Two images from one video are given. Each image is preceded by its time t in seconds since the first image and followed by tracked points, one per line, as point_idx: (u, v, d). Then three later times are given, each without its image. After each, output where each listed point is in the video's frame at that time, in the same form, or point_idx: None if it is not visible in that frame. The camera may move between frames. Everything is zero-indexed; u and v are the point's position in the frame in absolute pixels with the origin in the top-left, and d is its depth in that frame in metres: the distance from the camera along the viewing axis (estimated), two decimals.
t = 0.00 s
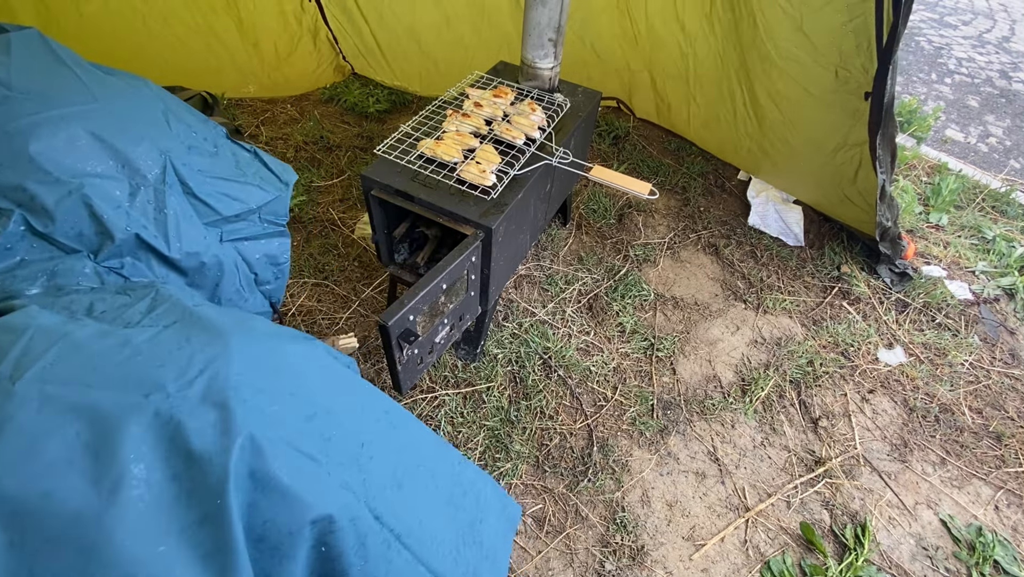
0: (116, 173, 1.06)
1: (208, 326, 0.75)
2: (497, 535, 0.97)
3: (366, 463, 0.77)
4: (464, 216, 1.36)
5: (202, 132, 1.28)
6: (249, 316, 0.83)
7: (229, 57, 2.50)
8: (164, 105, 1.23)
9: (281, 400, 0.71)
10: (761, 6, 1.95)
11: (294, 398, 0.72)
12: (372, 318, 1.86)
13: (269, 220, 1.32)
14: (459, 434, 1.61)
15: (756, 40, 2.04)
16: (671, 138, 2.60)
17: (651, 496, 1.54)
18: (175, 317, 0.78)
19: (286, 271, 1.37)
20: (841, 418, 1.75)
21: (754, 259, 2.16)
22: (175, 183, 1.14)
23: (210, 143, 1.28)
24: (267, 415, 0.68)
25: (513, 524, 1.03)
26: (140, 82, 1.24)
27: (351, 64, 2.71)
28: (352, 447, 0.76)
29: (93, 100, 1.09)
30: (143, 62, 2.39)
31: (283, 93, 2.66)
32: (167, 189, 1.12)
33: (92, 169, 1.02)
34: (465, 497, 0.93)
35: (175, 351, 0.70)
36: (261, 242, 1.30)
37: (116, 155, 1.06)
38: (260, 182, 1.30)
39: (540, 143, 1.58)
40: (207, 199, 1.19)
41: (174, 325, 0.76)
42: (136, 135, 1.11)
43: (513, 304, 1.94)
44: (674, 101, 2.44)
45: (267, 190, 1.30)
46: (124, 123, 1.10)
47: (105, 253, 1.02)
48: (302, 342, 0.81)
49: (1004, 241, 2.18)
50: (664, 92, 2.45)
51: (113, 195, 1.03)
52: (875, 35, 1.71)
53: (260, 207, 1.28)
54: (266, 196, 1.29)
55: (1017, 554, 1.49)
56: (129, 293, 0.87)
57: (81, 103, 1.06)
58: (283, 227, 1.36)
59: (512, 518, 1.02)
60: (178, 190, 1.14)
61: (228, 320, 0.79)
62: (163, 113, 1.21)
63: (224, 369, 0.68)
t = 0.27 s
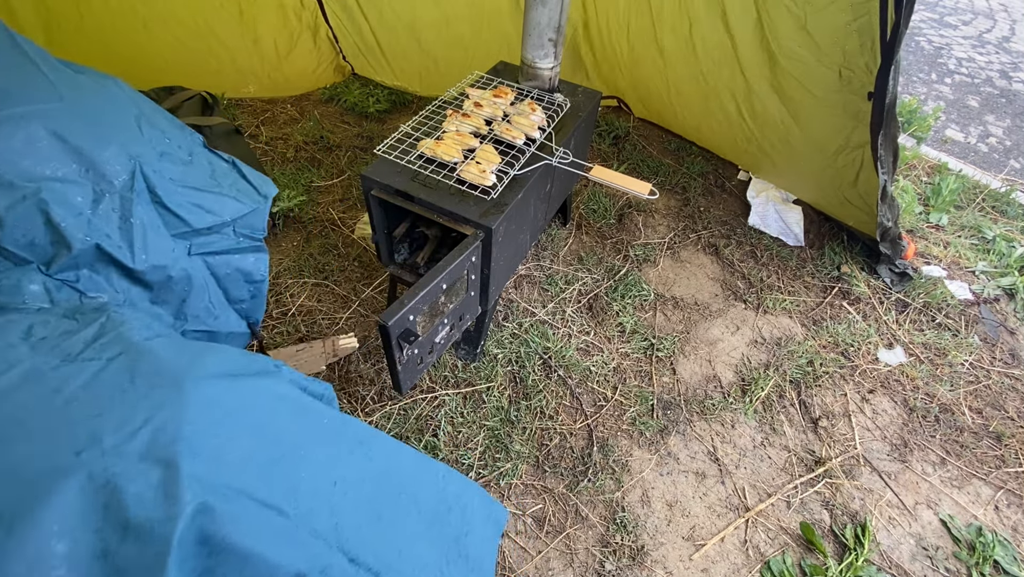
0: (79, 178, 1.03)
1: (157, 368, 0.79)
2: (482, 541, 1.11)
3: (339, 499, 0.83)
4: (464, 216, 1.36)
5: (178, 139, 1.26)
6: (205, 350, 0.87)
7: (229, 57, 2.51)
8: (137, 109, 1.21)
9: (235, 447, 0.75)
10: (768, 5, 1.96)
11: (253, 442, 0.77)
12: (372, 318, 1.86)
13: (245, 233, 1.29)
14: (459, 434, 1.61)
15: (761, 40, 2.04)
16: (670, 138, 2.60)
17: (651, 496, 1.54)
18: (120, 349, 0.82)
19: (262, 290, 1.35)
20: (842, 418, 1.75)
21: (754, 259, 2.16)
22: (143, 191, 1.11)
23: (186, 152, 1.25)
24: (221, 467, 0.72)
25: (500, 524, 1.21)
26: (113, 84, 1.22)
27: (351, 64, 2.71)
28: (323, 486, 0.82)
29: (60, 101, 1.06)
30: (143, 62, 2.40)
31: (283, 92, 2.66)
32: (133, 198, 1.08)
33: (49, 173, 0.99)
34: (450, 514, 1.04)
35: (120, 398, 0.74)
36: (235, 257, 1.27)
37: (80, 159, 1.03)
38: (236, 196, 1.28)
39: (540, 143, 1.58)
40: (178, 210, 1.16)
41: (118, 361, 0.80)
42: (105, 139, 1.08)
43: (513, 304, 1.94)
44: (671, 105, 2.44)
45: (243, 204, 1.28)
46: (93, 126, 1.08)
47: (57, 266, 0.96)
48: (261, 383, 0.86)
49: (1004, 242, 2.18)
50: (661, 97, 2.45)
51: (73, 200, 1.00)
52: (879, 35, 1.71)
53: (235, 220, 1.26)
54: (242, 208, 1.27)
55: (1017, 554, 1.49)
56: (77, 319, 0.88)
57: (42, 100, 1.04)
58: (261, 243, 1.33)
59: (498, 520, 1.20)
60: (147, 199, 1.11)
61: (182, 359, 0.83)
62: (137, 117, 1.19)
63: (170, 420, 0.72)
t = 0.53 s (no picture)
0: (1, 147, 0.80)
1: (80, 435, 0.64)
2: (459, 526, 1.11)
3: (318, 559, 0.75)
4: (464, 216, 1.36)
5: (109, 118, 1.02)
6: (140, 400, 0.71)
7: (228, 57, 2.50)
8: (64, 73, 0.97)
9: (187, 540, 0.64)
10: (765, 5, 1.94)
11: (211, 534, 0.66)
12: (372, 318, 1.86)
13: (181, 235, 1.05)
14: (459, 434, 1.61)
15: (759, 40, 2.03)
16: (670, 138, 2.60)
17: (651, 496, 1.54)
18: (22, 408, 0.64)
19: (197, 302, 1.10)
20: (841, 418, 1.75)
21: (754, 259, 2.16)
22: (82, 175, 0.90)
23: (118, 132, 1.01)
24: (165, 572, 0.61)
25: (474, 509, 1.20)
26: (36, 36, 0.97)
27: (351, 63, 2.71)
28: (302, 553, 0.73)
29: None
30: (143, 63, 2.44)
31: (283, 92, 2.66)
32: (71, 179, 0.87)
33: None
34: (431, 517, 1.01)
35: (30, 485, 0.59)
36: (168, 261, 1.03)
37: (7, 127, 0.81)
38: (176, 191, 1.05)
39: (540, 143, 1.58)
40: (116, 202, 0.94)
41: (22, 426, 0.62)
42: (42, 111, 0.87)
43: (513, 304, 1.94)
44: (671, 103, 2.44)
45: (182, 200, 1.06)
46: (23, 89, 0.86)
47: None
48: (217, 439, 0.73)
49: (1005, 242, 2.18)
50: (661, 94, 2.45)
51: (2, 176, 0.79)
52: (876, 35, 1.71)
53: (173, 218, 1.03)
54: (185, 209, 1.05)
55: (1017, 554, 1.49)
56: None
57: None
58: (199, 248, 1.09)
59: (474, 505, 1.19)
60: (82, 181, 0.89)
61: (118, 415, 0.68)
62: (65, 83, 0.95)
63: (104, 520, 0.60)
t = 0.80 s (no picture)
0: None
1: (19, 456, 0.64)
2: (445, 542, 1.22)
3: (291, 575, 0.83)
4: (464, 216, 1.36)
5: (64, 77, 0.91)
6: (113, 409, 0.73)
7: (228, 57, 2.50)
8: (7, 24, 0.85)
9: (158, 551, 0.68)
10: (767, 5, 1.94)
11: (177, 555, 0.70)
12: (372, 318, 1.86)
13: (147, 210, 0.99)
14: (459, 435, 1.61)
15: (760, 40, 2.03)
16: (670, 138, 2.60)
17: (651, 496, 1.54)
18: None
19: (163, 279, 1.04)
20: (841, 418, 1.75)
21: (754, 259, 2.16)
22: (24, 145, 0.82)
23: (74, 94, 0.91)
24: None
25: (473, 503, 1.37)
26: None
27: (351, 63, 2.71)
28: (272, 566, 0.81)
29: None
30: (144, 62, 2.44)
31: (284, 92, 2.66)
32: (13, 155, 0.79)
33: None
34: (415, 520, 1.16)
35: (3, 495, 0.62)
36: (130, 237, 0.97)
37: None
38: (142, 160, 0.97)
39: (540, 143, 1.58)
40: (64, 174, 0.87)
41: None
42: None
43: (513, 304, 1.94)
44: (671, 104, 2.44)
45: (149, 171, 0.97)
46: None
47: None
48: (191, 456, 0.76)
49: (1005, 242, 2.18)
50: (661, 95, 2.44)
51: None
52: (877, 35, 1.71)
53: (138, 192, 0.96)
54: (151, 180, 0.97)
55: (1017, 554, 1.49)
56: None
57: None
58: (167, 222, 1.03)
59: (469, 502, 1.35)
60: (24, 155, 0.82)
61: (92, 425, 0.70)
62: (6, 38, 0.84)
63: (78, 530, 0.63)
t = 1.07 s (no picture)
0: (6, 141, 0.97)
1: (57, 377, 0.71)
2: (453, 531, 1.07)
3: (285, 514, 0.77)
4: (464, 216, 1.36)
5: (109, 103, 1.19)
6: (126, 354, 0.78)
7: (229, 57, 2.51)
8: (64, 64, 1.14)
9: (160, 468, 0.69)
10: (767, 4, 1.94)
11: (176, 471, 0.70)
12: (372, 318, 1.86)
13: (178, 214, 1.29)
14: (459, 434, 1.61)
15: (760, 39, 2.03)
16: (670, 138, 2.60)
17: (651, 496, 1.54)
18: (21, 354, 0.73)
19: (190, 276, 1.37)
20: (841, 418, 1.75)
21: (754, 259, 2.16)
22: (73, 159, 1.07)
23: (120, 120, 1.20)
24: (132, 497, 0.66)
25: (470, 515, 1.14)
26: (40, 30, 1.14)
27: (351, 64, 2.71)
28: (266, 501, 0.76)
29: None
30: (144, 63, 2.44)
31: (283, 93, 2.66)
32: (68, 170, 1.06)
33: None
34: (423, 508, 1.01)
35: (16, 416, 0.66)
36: (163, 238, 1.26)
37: (10, 120, 0.98)
38: (173, 172, 1.27)
39: (540, 143, 1.58)
40: (107, 183, 1.14)
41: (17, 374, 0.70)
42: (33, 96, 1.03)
43: (513, 304, 1.94)
44: (670, 104, 2.44)
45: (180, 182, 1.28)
46: (23, 84, 1.02)
47: None
48: (194, 395, 0.78)
49: (1005, 242, 2.18)
50: (661, 95, 2.44)
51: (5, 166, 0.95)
52: (879, 33, 1.71)
53: (170, 200, 1.26)
54: (180, 189, 1.27)
55: (1017, 554, 1.49)
56: None
57: None
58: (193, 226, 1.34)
59: (469, 511, 1.13)
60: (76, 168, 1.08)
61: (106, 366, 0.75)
62: (61, 74, 1.12)
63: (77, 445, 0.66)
